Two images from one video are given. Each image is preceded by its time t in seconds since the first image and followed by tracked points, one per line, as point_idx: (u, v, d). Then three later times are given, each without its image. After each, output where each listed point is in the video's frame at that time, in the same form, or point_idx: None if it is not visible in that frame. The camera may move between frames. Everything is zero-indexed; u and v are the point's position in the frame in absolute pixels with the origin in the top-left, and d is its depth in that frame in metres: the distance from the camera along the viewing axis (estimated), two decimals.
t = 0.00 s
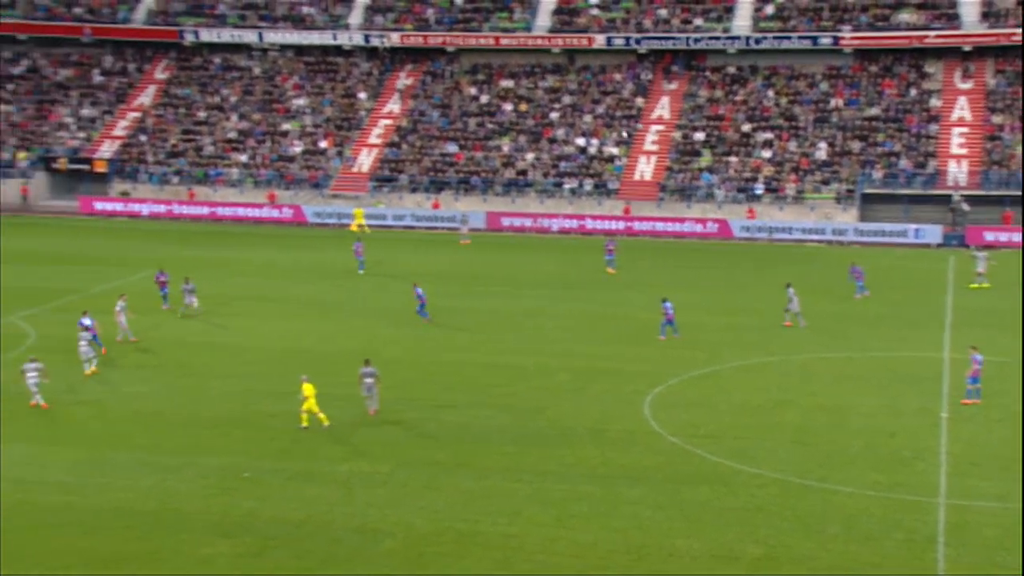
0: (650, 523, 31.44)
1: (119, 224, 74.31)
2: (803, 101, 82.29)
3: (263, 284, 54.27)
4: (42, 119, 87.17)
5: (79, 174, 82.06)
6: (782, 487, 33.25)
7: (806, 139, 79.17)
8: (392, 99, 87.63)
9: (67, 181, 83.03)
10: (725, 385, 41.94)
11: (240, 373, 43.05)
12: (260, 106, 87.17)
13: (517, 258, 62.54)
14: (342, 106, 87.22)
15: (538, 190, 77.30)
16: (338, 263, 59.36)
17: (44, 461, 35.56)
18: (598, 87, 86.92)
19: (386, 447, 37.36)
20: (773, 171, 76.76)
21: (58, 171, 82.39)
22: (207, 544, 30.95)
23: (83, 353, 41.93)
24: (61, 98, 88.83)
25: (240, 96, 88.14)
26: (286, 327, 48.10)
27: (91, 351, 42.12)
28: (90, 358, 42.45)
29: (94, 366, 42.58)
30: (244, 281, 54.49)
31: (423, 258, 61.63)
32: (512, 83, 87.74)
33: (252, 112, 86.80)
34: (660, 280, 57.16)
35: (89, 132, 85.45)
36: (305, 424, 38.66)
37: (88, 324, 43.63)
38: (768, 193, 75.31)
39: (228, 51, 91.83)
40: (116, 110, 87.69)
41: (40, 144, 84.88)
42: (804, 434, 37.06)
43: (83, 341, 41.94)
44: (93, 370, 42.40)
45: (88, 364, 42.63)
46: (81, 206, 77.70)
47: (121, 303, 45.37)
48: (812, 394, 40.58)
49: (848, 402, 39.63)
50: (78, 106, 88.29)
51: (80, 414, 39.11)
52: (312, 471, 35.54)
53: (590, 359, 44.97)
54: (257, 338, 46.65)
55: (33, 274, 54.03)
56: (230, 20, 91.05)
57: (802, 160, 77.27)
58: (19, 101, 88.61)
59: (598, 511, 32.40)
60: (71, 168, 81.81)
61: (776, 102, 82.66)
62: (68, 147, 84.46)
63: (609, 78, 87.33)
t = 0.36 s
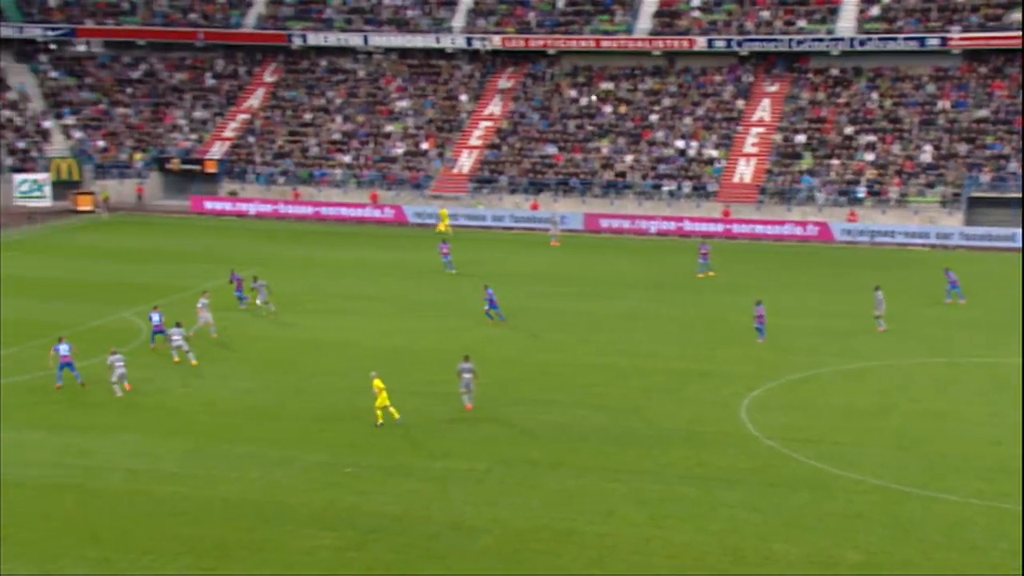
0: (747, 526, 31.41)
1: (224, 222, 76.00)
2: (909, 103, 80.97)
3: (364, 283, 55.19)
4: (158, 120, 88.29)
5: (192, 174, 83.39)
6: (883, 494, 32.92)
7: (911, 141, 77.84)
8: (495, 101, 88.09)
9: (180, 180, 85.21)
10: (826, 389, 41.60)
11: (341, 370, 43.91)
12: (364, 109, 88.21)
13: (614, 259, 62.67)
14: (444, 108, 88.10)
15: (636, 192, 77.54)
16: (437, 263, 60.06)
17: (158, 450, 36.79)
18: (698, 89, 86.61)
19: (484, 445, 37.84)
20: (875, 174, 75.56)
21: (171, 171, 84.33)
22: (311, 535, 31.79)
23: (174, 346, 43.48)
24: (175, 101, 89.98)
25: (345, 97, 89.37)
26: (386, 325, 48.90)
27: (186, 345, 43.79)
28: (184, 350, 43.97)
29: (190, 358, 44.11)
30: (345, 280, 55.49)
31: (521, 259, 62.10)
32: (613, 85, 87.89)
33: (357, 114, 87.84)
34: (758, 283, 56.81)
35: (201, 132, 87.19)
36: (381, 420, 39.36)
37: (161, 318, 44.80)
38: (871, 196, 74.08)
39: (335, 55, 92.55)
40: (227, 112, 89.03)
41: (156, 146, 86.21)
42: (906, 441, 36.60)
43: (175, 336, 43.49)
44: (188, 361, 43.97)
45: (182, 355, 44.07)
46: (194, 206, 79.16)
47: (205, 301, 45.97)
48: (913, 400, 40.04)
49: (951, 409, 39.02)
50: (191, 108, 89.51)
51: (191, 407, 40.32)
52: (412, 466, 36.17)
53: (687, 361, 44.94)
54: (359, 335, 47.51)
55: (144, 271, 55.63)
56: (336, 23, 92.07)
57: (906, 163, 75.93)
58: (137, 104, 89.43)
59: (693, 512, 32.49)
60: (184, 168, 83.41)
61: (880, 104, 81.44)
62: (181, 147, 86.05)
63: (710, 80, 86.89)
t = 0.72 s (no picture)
0: (841, 535, 30.48)
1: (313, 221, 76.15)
2: (1017, 101, 78.47)
3: (452, 282, 54.90)
4: (249, 119, 88.65)
5: (283, 172, 83.13)
6: (985, 506, 31.70)
7: (1020, 140, 75.20)
8: (585, 100, 87.28)
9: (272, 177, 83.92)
10: (925, 396, 40.29)
11: (428, 369, 43.70)
12: (454, 107, 88.06)
13: (705, 261, 61.65)
14: (534, 106, 87.63)
15: (729, 192, 75.83)
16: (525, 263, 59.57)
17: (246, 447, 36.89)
18: (794, 87, 84.96)
19: (571, 447, 37.33)
20: (982, 175, 72.78)
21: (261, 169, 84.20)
22: (395, 537, 31.57)
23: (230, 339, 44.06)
24: (266, 99, 90.38)
25: (434, 96, 89.28)
26: (473, 324, 48.59)
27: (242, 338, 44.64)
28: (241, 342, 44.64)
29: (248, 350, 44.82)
30: (433, 279, 55.32)
31: (610, 260, 61.40)
32: (706, 83, 86.49)
33: (446, 113, 87.76)
34: (854, 286, 55.42)
35: (292, 131, 87.56)
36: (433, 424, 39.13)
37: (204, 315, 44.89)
38: (976, 198, 71.03)
39: (425, 53, 93.37)
40: (318, 110, 89.43)
41: (247, 144, 86.48)
42: (1010, 451, 35.25)
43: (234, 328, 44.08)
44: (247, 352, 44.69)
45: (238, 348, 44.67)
46: (283, 204, 79.62)
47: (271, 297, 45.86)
48: (1018, 409, 38.58)
49: None
50: (282, 106, 89.82)
51: (278, 405, 40.41)
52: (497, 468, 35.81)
53: (779, 365, 43.92)
54: (445, 334, 47.25)
55: (234, 269, 55.98)
56: (428, 21, 92.02)
57: (1014, 163, 73.23)
58: (228, 102, 90.07)
59: (784, 519, 31.64)
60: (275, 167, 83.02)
61: (986, 103, 79.05)
62: (272, 146, 86.37)
63: (808, 78, 85.27)
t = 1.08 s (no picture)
0: (950, 557, 28.53)
1: (399, 220, 75.07)
2: None
3: (539, 284, 53.48)
4: (333, 114, 87.60)
5: (366, 169, 82.59)
6: None
7: None
8: (680, 94, 84.63)
9: (354, 175, 83.11)
10: None
11: (515, 373, 42.44)
12: (543, 102, 86.10)
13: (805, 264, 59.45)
14: (626, 102, 84.96)
15: (831, 192, 73.09)
16: (615, 265, 57.89)
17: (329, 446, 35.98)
18: (904, 81, 81.01)
19: (662, 456, 35.84)
20: None
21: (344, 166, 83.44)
22: (480, 548, 30.37)
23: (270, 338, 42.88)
24: (350, 94, 88.92)
25: (523, 92, 87.26)
26: (563, 327, 47.20)
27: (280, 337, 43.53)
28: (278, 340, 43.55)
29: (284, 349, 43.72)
30: (522, 280, 54.09)
31: (704, 262, 59.55)
32: (809, 78, 82.87)
33: (535, 108, 85.86)
34: (964, 292, 52.84)
35: (376, 127, 86.65)
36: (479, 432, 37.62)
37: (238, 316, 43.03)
38: None
39: (514, 46, 91.01)
40: (403, 105, 88.22)
41: (330, 140, 85.73)
42: None
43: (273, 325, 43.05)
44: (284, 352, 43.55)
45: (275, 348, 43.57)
46: (365, 201, 79.09)
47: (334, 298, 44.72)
48: None
49: None
50: (367, 101, 88.54)
51: (361, 408, 39.44)
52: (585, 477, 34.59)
53: (884, 374, 41.84)
54: (533, 337, 45.87)
55: (318, 268, 55.18)
56: (517, 14, 90.11)
57: None
58: (313, 97, 88.64)
59: (890, 537, 29.75)
60: (358, 164, 82.25)
61: None
62: (355, 142, 85.41)
63: (919, 71, 81.27)
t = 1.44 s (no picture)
0: None
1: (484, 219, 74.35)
2: None
3: (624, 285, 52.53)
4: (419, 111, 87.29)
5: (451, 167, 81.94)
6: None
7: None
8: (774, 90, 82.95)
9: (438, 172, 83.61)
10: None
11: (602, 377, 41.62)
12: (632, 99, 84.83)
13: (903, 267, 57.63)
14: (717, 99, 83.60)
15: (932, 192, 70.53)
16: (702, 267, 56.70)
17: (357, 446, 35.58)
18: (1012, 76, 78.54)
19: (753, 463, 34.80)
20: None
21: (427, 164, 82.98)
22: (564, 556, 29.68)
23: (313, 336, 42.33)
24: (436, 91, 88.70)
25: (612, 88, 86.15)
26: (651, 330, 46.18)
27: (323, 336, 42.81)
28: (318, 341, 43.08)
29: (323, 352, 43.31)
30: (611, 281, 53.19)
31: (797, 264, 58.06)
32: (910, 73, 80.72)
33: (623, 105, 84.60)
34: None
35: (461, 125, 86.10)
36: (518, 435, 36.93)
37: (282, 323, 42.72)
38: None
39: (603, 42, 90.22)
40: (489, 102, 87.62)
41: (415, 137, 85.43)
42: None
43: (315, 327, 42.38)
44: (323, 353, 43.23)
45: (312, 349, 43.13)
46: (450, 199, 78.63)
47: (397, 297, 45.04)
48: None
49: None
50: (453, 98, 88.19)
51: (443, 411, 38.97)
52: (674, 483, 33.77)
53: (987, 383, 40.18)
54: (619, 340, 45.00)
55: (402, 267, 54.85)
56: (606, 9, 89.52)
57: None
58: (398, 94, 88.53)
59: (995, 554, 28.32)
60: (443, 162, 82.35)
61: None
62: (440, 139, 84.99)
63: None
